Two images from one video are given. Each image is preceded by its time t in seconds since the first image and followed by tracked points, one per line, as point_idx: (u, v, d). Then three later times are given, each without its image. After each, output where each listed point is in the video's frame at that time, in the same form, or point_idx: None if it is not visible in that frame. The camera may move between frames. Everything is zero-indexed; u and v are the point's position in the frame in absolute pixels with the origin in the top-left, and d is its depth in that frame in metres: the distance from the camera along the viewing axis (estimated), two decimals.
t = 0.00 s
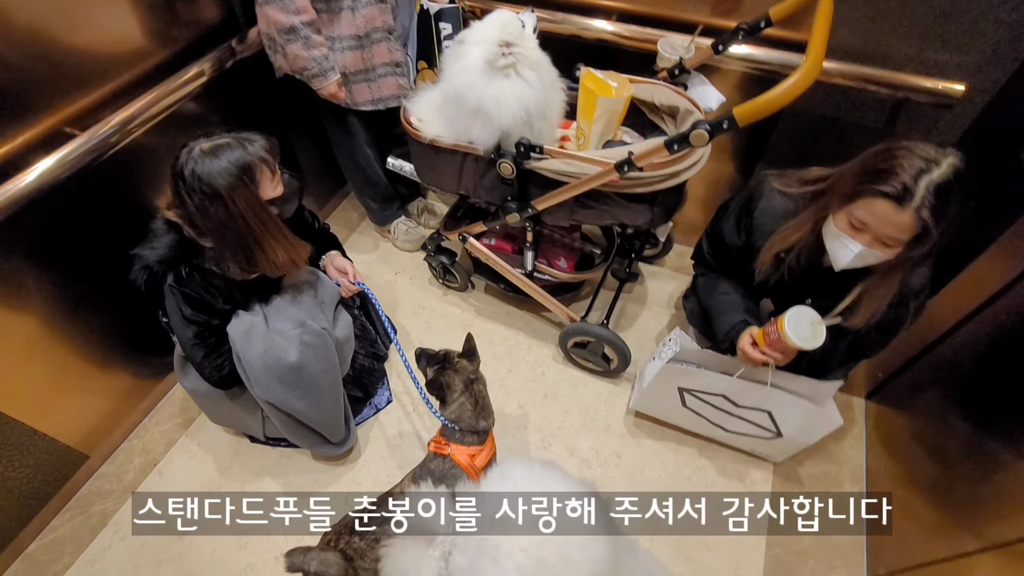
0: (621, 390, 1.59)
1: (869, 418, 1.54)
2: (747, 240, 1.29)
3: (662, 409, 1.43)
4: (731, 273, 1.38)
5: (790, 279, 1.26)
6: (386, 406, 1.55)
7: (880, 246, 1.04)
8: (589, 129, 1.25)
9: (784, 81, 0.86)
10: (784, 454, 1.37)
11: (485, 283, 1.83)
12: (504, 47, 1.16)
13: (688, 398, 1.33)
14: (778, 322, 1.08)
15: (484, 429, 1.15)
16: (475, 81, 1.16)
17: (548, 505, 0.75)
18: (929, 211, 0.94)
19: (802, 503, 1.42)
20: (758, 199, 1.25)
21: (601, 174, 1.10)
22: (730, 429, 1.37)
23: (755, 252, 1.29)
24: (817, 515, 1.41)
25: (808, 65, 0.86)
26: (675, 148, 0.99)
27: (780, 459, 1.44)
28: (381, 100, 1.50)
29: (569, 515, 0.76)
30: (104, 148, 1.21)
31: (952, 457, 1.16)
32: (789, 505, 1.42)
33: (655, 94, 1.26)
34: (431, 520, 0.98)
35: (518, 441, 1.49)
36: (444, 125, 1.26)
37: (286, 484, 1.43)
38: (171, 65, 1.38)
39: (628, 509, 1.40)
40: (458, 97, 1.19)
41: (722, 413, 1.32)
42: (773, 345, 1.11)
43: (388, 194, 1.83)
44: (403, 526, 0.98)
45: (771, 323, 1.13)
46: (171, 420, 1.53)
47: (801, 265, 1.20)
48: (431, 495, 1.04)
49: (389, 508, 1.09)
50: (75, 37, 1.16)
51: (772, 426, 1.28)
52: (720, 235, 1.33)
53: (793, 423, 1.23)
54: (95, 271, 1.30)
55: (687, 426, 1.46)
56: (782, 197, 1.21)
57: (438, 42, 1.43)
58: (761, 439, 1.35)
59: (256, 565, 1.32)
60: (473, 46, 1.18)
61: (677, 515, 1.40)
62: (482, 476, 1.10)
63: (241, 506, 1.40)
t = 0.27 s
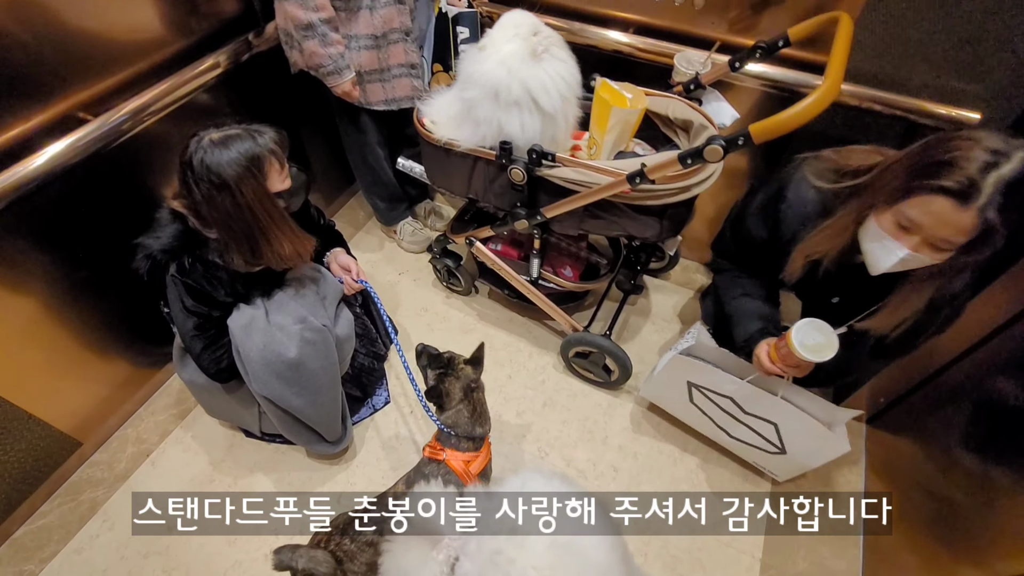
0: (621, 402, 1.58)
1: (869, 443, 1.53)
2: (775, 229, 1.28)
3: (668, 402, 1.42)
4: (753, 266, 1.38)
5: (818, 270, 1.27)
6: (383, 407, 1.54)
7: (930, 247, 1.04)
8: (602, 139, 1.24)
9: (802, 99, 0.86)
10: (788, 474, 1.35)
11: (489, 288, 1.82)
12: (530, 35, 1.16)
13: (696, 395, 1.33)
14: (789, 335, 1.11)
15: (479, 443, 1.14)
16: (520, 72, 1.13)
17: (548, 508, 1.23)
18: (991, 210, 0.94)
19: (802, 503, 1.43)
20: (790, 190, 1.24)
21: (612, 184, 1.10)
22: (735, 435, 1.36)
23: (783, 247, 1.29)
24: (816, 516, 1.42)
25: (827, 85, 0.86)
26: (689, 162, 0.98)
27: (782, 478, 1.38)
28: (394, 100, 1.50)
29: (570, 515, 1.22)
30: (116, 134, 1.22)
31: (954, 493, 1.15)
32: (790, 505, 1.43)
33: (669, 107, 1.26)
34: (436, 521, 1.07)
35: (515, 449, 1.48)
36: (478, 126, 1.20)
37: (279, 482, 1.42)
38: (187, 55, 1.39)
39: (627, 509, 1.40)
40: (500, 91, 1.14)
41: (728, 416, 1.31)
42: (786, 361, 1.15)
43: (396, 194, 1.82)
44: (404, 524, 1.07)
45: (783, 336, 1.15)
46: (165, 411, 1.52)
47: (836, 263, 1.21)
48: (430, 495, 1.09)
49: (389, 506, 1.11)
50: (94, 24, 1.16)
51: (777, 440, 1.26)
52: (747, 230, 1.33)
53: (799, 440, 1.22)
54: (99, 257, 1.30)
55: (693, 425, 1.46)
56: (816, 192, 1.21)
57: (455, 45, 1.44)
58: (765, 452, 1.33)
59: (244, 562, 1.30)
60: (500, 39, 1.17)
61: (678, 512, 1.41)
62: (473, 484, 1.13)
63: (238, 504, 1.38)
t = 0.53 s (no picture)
0: (623, 414, 1.57)
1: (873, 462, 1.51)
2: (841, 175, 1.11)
3: (694, 394, 1.31)
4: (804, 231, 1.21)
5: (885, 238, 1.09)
6: (384, 413, 1.54)
7: None
8: (610, 151, 1.25)
9: (812, 115, 0.86)
10: (823, 478, 1.23)
11: (492, 297, 1.82)
12: (544, 38, 1.23)
13: (727, 383, 1.22)
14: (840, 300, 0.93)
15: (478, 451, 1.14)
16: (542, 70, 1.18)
17: (548, 508, 1.36)
18: None
19: (802, 503, 1.43)
20: (858, 131, 1.08)
21: (619, 196, 1.10)
22: (767, 431, 1.24)
23: (847, 197, 1.11)
24: (816, 515, 1.42)
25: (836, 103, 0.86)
26: (696, 175, 0.98)
27: (816, 487, 1.28)
28: (404, 107, 1.52)
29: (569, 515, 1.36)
30: (126, 136, 1.23)
31: (959, 515, 1.14)
32: (790, 506, 1.43)
33: (677, 120, 1.26)
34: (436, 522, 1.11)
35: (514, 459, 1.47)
36: (506, 124, 1.20)
37: (277, 486, 1.41)
38: (200, 59, 1.40)
39: (627, 509, 1.41)
40: (528, 87, 1.17)
41: (760, 408, 1.20)
42: (834, 332, 0.96)
43: (402, 201, 1.83)
44: (404, 524, 1.11)
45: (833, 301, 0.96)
46: (166, 412, 1.52)
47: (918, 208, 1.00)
48: (431, 495, 1.11)
49: (390, 506, 1.11)
50: (111, 26, 1.18)
51: (815, 437, 1.15)
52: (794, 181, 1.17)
53: (840, 435, 1.10)
54: (105, 257, 1.30)
55: (718, 421, 1.33)
56: (884, 132, 1.06)
57: (465, 55, 1.45)
58: (800, 453, 1.21)
59: (239, 566, 1.29)
60: (517, 41, 1.22)
61: (678, 512, 1.41)
62: (469, 492, 1.12)
63: (238, 503, 1.38)
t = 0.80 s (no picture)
0: (628, 418, 1.56)
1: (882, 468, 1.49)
2: (914, 99, 1.03)
3: (727, 367, 1.19)
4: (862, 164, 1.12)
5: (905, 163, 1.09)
6: (387, 416, 1.53)
7: None
8: (615, 154, 1.24)
9: (818, 117, 0.85)
10: (877, 464, 1.09)
11: (497, 300, 1.82)
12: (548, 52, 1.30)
13: (766, 350, 1.11)
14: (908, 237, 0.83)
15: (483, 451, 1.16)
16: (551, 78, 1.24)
17: (548, 508, 1.36)
18: None
19: (802, 503, 1.43)
20: (941, 33, 0.97)
21: (625, 199, 1.10)
22: (810, 405, 1.11)
23: (925, 116, 1.02)
24: (816, 515, 1.41)
25: (843, 104, 0.85)
26: (702, 178, 0.98)
27: (869, 477, 1.14)
28: (409, 110, 1.52)
29: (569, 515, 1.36)
30: (134, 138, 1.23)
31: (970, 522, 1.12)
32: (789, 507, 1.42)
33: (682, 123, 1.26)
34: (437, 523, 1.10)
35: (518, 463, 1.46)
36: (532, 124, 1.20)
37: (280, 489, 1.40)
38: (208, 63, 1.41)
39: (627, 508, 1.40)
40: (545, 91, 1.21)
41: (804, 376, 1.08)
42: (896, 273, 0.88)
43: (407, 204, 1.83)
44: (404, 525, 1.10)
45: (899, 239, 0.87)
46: (170, 414, 1.52)
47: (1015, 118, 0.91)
48: (431, 495, 1.09)
49: (390, 506, 1.10)
50: (119, 30, 1.19)
51: (867, 407, 1.03)
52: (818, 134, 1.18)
53: (899, 403, 0.98)
54: (111, 258, 1.30)
55: (753, 402, 1.21)
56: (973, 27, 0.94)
57: (470, 57, 1.45)
58: (848, 430, 1.08)
59: (242, 570, 1.28)
60: (522, 59, 1.29)
61: (677, 515, 1.40)
62: (473, 492, 1.11)
63: (238, 503, 1.38)
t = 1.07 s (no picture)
0: (635, 412, 1.55)
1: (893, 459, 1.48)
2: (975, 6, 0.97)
3: (770, 304, 1.22)
4: (922, 85, 1.07)
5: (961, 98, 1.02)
6: (392, 412, 1.53)
7: None
8: (618, 144, 1.24)
9: (827, 98, 0.84)
10: (923, 393, 1.12)
11: (501, 294, 1.81)
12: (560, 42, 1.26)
13: (810, 283, 1.14)
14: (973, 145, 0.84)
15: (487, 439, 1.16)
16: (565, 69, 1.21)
17: (548, 507, 1.34)
18: None
19: (802, 503, 1.41)
20: None
21: (629, 187, 1.09)
22: (855, 337, 1.15)
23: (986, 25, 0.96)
24: (816, 515, 1.39)
25: (851, 85, 0.84)
26: (709, 164, 0.97)
27: (911, 410, 1.17)
28: (411, 104, 1.51)
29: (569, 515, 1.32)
30: (136, 133, 1.23)
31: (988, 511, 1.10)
32: (789, 507, 1.40)
33: (687, 111, 1.25)
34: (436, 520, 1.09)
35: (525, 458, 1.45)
36: (541, 117, 1.19)
37: (286, 485, 1.40)
38: (210, 59, 1.41)
39: (627, 509, 1.38)
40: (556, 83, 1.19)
41: (850, 308, 1.12)
42: (961, 187, 0.89)
43: (410, 199, 1.82)
44: (405, 524, 1.10)
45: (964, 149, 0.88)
46: (177, 412, 1.52)
47: None
48: (430, 495, 1.08)
49: (390, 506, 1.09)
50: (120, 25, 1.19)
51: (916, 335, 1.06)
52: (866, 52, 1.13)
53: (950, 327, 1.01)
54: (114, 256, 1.30)
55: (795, 338, 1.24)
56: None
57: (472, 50, 1.45)
58: (894, 361, 1.12)
59: (250, 566, 1.28)
60: (534, 48, 1.25)
61: (677, 515, 1.38)
62: (480, 480, 1.12)
63: (238, 503, 1.37)
